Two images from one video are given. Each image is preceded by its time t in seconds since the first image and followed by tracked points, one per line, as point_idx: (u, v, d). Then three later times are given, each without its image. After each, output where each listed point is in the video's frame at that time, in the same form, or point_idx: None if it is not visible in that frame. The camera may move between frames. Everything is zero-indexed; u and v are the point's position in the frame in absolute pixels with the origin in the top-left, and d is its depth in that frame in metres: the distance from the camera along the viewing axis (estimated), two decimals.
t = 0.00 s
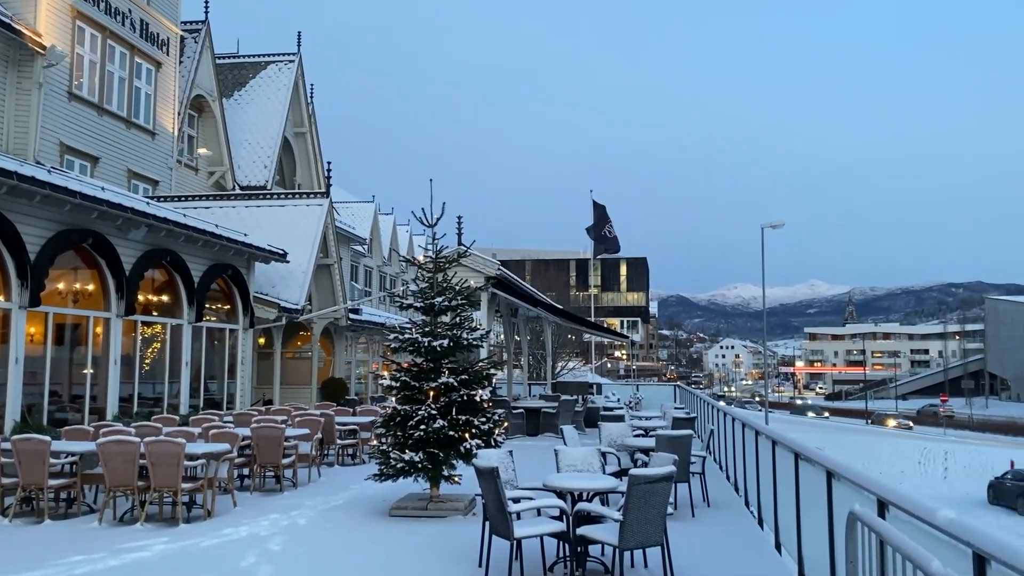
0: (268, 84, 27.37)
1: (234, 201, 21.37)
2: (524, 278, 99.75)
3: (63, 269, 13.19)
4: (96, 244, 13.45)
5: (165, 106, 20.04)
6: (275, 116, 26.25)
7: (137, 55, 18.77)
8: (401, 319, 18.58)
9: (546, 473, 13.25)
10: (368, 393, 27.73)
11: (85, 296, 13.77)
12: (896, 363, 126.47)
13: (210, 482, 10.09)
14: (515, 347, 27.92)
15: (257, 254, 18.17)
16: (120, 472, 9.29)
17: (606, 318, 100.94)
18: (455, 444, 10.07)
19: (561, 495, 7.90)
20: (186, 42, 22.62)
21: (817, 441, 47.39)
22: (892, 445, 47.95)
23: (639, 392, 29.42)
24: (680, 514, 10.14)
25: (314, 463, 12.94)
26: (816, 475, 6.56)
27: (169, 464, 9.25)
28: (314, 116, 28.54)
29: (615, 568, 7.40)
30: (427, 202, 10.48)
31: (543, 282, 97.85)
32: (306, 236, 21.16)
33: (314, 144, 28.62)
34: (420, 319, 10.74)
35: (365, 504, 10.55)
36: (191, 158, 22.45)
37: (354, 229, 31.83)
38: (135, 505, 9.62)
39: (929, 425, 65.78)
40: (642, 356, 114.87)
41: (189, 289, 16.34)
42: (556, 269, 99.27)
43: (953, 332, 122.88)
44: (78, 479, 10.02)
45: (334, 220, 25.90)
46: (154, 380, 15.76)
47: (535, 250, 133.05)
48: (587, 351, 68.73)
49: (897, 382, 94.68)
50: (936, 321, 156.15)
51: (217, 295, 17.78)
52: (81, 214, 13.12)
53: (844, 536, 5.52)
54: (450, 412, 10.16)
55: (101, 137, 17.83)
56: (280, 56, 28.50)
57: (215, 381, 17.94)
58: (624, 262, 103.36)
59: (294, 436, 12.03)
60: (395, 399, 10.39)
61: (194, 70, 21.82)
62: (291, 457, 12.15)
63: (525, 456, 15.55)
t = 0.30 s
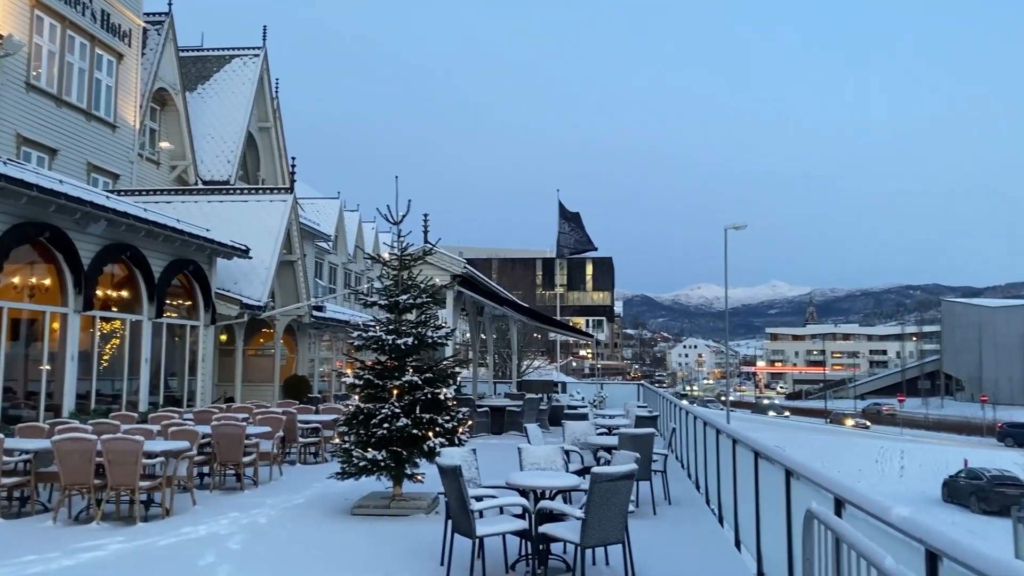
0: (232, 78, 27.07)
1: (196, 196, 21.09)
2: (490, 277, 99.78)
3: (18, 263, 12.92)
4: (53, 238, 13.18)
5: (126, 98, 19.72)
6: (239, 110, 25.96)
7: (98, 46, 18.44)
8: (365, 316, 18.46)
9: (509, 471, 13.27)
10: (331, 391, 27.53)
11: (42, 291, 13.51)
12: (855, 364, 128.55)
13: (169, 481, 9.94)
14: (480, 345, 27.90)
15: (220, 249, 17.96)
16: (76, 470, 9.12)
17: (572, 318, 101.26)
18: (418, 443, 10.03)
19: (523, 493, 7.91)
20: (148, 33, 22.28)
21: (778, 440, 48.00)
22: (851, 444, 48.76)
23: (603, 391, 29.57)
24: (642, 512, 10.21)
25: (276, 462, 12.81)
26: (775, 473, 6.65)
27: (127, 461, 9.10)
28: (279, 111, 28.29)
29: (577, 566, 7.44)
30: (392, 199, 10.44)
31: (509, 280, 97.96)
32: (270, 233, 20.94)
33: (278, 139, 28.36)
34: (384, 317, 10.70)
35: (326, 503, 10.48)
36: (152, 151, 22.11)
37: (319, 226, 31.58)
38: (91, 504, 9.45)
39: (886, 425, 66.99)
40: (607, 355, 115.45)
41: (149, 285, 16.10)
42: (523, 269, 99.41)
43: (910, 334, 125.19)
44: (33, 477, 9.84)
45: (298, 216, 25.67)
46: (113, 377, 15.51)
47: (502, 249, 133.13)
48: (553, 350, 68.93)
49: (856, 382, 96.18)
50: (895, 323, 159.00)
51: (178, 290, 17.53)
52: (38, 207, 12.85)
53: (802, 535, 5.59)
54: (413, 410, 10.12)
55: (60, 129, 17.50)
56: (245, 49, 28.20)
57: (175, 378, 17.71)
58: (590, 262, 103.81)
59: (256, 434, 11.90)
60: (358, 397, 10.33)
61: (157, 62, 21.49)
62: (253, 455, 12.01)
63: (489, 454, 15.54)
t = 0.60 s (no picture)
0: (192, 70, 26.66)
1: (153, 189, 20.72)
2: (453, 274, 99.56)
3: None
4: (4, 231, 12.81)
5: (81, 88, 19.28)
6: (198, 102, 25.56)
7: (53, 34, 17.99)
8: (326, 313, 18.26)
9: (470, 470, 13.23)
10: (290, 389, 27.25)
11: None
12: (811, 363, 130.60)
13: (123, 479, 9.74)
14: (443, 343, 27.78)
15: (177, 244, 17.65)
16: (26, 469, 8.89)
17: (534, 316, 101.47)
18: (379, 441, 9.95)
19: (485, 491, 7.88)
20: (105, 22, 21.80)
21: (736, 439, 48.55)
22: (807, 443, 49.55)
23: (565, 390, 29.65)
24: (603, 510, 10.24)
25: (233, 460, 12.62)
26: (735, 471, 6.70)
27: (79, 459, 8.88)
28: (239, 104, 27.92)
29: (538, 565, 7.43)
30: (355, 195, 10.35)
31: (472, 278, 97.92)
32: (229, 228, 20.65)
33: (239, 133, 27.98)
34: (346, 314, 10.60)
35: (286, 501, 10.35)
36: (108, 143, 21.66)
37: (279, 221, 31.22)
38: (42, 503, 9.20)
39: (841, 424, 68.20)
40: (568, 354, 115.88)
41: (104, 279, 15.76)
42: (485, 267, 99.36)
43: (865, 335, 127.57)
44: None
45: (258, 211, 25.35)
46: (65, 373, 15.17)
47: (464, 247, 132.86)
48: (515, 349, 68.96)
49: (813, 382, 97.64)
50: (850, 323, 161.79)
51: (134, 285, 17.20)
52: None
53: (761, 531, 5.66)
54: (374, 408, 10.04)
55: (12, 119, 17.03)
56: (206, 41, 27.79)
57: (130, 374, 17.39)
58: (553, 261, 104.11)
59: (213, 432, 11.72)
60: (318, 395, 10.21)
61: (114, 52, 21.03)
62: (210, 453, 11.82)
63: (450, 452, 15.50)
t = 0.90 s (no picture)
0: (148, 62, 26.18)
1: (107, 183, 20.30)
2: (412, 272, 99.12)
3: None
4: None
5: (33, 79, 18.80)
6: (155, 95, 25.10)
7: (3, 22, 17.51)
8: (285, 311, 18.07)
9: (430, 470, 13.18)
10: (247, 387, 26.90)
11: None
12: (766, 363, 132.52)
13: (75, 480, 9.53)
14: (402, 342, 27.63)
15: (132, 240, 17.32)
16: None
17: (493, 315, 101.47)
18: (338, 441, 9.87)
19: (446, 492, 7.86)
20: (58, 12, 21.29)
21: (693, 438, 49.05)
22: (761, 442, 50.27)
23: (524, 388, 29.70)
24: (563, 510, 10.27)
25: (188, 459, 12.43)
26: (695, 471, 6.77)
27: (30, 459, 8.66)
28: (196, 98, 27.48)
29: (500, 565, 7.43)
30: (317, 192, 10.25)
31: (431, 277, 97.64)
32: (186, 223, 20.32)
33: (196, 127, 27.54)
34: (305, 313, 10.48)
35: (243, 502, 10.22)
36: (61, 135, 21.16)
37: (236, 217, 30.78)
38: None
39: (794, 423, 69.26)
40: (527, 353, 116.09)
41: (56, 275, 15.39)
42: (446, 264, 99.12)
43: (818, 335, 129.81)
44: None
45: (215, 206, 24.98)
46: (14, 371, 14.79)
47: (424, 245, 132.36)
48: (474, 347, 68.80)
49: (767, 381, 99.07)
50: (804, 324, 164.22)
51: (86, 281, 16.81)
52: None
53: (721, 531, 5.73)
54: (334, 408, 9.94)
55: None
56: (162, 33, 27.30)
57: (82, 372, 17.02)
58: (513, 260, 104.22)
59: (168, 431, 11.52)
60: (276, 394, 10.08)
61: (67, 43, 20.56)
62: (164, 453, 11.61)
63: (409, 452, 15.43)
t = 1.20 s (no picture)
0: (98, 53, 25.60)
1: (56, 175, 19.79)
2: (370, 269, 98.45)
3: None
4: None
5: None
6: (106, 86, 24.53)
7: None
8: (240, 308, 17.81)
9: (388, 469, 13.08)
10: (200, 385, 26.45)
11: None
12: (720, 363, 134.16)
13: (21, 479, 9.25)
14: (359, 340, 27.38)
15: (82, 233, 16.92)
16: None
17: (451, 313, 101.25)
18: (295, 440, 9.73)
19: (405, 491, 7.80)
20: None
21: (648, 436, 49.44)
22: (715, 440, 50.87)
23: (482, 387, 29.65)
24: (522, 508, 10.25)
25: (139, 458, 12.16)
26: (654, 470, 6.81)
27: None
28: (149, 90, 26.93)
29: (458, 565, 7.39)
30: (274, 187, 10.09)
31: (389, 274, 97.05)
32: (137, 217, 19.91)
33: (148, 119, 26.97)
34: (261, 309, 10.30)
35: (196, 501, 10.03)
36: (7, 125, 20.57)
37: (189, 212, 30.23)
38: None
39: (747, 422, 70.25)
40: (485, 351, 116.06)
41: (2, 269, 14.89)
42: (404, 262, 98.65)
43: (771, 335, 131.67)
44: None
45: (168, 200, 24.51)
46: None
47: (382, 242, 131.60)
48: (432, 345, 68.54)
49: (721, 381, 100.31)
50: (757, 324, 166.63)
51: (33, 275, 16.36)
52: None
53: (680, 529, 5.77)
54: (290, 407, 9.80)
55: None
56: (114, 23, 26.72)
57: (28, 369, 16.59)
58: (472, 259, 104.10)
59: (119, 430, 11.26)
60: (231, 392, 9.89)
61: (14, 30, 19.98)
62: (114, 451, 11.34)
63: (366, 451, 15.31)
